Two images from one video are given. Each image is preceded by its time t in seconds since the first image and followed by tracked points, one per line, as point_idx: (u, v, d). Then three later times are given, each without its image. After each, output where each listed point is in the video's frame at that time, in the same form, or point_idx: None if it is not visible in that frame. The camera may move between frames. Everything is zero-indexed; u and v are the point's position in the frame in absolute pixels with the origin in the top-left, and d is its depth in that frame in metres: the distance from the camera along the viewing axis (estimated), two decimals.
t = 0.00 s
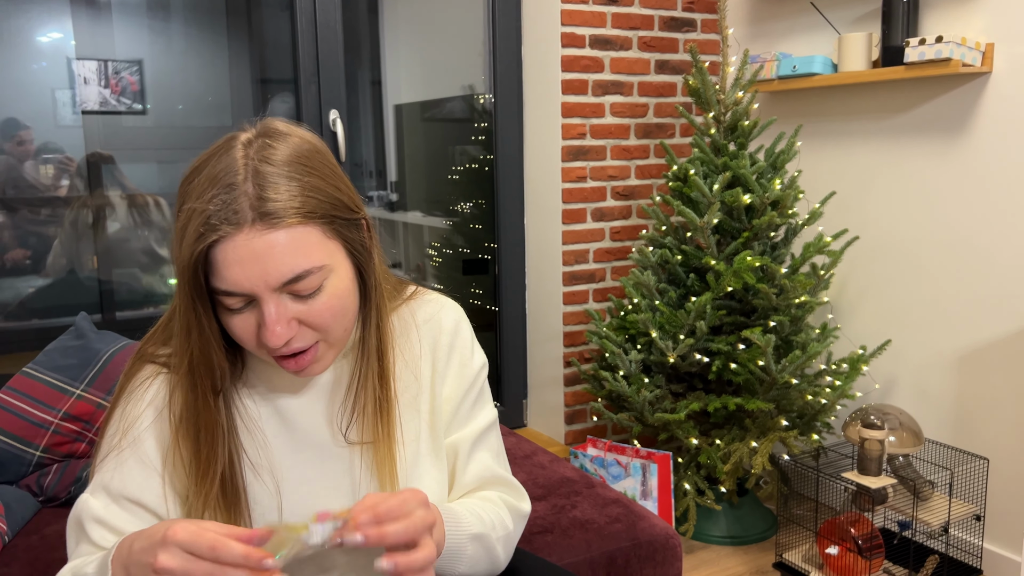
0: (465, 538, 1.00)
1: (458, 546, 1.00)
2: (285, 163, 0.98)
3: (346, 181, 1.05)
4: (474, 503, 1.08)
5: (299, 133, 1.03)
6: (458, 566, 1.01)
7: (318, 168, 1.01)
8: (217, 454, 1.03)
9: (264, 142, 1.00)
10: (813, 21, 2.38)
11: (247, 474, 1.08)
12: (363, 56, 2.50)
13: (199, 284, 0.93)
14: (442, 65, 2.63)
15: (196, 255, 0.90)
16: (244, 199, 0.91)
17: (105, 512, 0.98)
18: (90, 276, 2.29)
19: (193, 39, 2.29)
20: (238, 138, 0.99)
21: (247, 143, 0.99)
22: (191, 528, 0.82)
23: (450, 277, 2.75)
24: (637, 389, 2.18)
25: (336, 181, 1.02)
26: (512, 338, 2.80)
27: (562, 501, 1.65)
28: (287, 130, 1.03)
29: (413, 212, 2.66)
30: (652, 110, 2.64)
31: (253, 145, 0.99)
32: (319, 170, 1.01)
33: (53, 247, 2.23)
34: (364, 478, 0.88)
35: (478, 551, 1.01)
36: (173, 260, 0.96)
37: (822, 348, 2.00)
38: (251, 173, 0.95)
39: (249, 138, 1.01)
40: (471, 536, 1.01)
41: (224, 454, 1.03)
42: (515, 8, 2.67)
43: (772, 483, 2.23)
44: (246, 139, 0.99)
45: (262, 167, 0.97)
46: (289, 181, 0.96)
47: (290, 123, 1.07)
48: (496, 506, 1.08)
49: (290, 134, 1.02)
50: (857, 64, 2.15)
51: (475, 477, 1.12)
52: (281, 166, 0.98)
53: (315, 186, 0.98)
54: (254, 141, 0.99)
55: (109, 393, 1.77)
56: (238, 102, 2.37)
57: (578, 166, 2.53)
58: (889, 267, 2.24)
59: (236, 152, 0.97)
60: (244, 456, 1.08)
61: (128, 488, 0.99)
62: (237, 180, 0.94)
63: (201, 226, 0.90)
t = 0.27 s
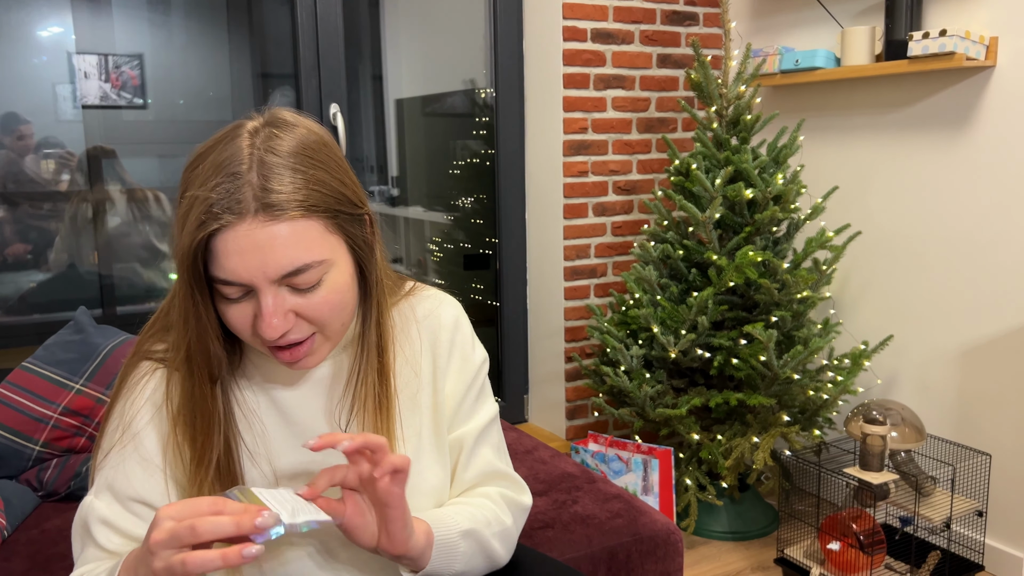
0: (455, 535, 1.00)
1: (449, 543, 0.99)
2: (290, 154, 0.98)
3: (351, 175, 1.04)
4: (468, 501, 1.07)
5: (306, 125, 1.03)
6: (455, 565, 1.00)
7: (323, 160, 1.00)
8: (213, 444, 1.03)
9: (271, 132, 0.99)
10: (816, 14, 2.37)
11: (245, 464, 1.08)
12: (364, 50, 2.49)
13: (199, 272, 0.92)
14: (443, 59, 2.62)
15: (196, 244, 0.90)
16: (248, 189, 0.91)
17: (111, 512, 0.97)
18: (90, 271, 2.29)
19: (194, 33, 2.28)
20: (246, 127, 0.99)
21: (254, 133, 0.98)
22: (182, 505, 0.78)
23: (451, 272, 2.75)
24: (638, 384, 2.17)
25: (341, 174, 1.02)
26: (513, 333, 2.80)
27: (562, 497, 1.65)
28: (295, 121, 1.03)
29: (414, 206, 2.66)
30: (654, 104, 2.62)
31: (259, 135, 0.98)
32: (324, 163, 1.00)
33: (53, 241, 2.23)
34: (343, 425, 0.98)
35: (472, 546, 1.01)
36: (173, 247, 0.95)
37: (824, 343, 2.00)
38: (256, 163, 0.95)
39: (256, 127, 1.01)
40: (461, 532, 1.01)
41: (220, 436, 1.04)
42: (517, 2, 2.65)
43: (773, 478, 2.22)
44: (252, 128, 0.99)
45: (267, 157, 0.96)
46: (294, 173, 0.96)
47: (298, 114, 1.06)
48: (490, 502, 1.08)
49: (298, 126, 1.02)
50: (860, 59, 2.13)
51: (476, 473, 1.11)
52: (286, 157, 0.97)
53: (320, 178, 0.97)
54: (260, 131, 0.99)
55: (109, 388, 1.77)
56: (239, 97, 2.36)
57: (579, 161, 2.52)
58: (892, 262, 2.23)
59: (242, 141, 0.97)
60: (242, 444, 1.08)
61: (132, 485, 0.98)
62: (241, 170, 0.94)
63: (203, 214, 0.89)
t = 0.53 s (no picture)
0: (443, 531, 1.01)
1: (436, 537, 1.00)
2: (291, 155, 0.97)
3: (352, 176, 1.04)
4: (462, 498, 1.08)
5: (307, 126, 1.02)
6: (443, 559, 1.01)
7: (324, 161, 1.00)
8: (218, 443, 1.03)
9: (272, 132, 0.99)
10: (816, 13, 2.37)
11: (250, 463, 1.09)
12: (364, 48, 2.49)
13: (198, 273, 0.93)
14: (444, 57, 2.62)
15: (196, 245, 0.90)
16: (247, 191, 0.91)
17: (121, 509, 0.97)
18: (91, 268, 2.29)
19: (195, 31, 2.28)
20: (247, 128, 0.99)
21: (255, 133, 0.98)
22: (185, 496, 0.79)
23: (452, 270, 2.75)
24: (638, 382, 2.17)
25: (342, 175, 1.01)
26: (513, 331, 2.80)
27: (563, 495, 1.65)
28: (297, 121, 1.02)
29: (415, 204, 2.66)
30: (655, 103, 2.62)
31: (260, 136, 0.98)
32: (325, 163, 1.00)
33: (54, 239, 2.23)
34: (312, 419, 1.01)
35: (459, 542, 1.02)
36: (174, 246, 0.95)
37: (825, 342, 2.00)
38: (256, 165, 0.95)
39: (257, 128, 1.01)
40: (450, 528, 1.01)
41: (224, 435, 1.03)
42: None
43: (773, 476, 2.22)
44: (254, 129, 0.99)
45: (268, 158, 0.96)
46: (294, 174, 0.95)
47: (300, 114, 1.06)
48: (487, 499, 1.08)
49: (299, 126, 1.01)
50: (860, 57, 2.13)
51: (476, 472, 1.11)
52: (287, 158, 0.97)
53: (320, 179, 0.97)
54: (261, 131, 0.99)
55: (110, 385, 1.77)
56: (239, 94, 2.36)
57: (580, 159, 2.52)
58: (892, 260, 2.23)
59: (242, 142, 0.97)
60: (246, 440, 1.09)
61: (143, 484, 0.98)
62: (240, 171, 0.93)
63: (202, 215, 0.89)
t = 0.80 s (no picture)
0: (440, 530, 1.01)
1: (432, 537, 1.00)
2: (288, 157, 0.97)
3: (350, 176, 1.04)
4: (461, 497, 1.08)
5: (304, 126, 1.02)
6: (440, 559, 1.01)
7: (321, 162, 1.00)
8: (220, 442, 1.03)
9: (269, 134, 0.99)
10: (817, 11, 2.37)
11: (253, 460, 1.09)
12: (365, 46, 2.49)
13: (197, 275, 0.93)
14: (445, 55, 2.62)
15: (194, 248, 0.90)
16: (244, 194, 0.91)
17: (126, 505, 0.97)
18: (92, 266, 2.29)
19: (196, 28, 2.28)
20: (243, 130, 0.98)
21: (251, 135, 0.98)
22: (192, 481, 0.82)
23: (452, 268, 2.75)
24: (639, 380, 2.17)
25: (339, 176, 1.01)
26: (514, 329, 2.80)
27: (563, 493, 1.65)
28: (294, 122, 1.02)
29: (416, 203, 2.66)
30: (656, 101, 2.62)
31: (257, 138, 0.98)
32: (322, 164, 1.00)
33: (55, 237, 2.23)
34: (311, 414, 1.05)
35: (456, 541, 1.02)
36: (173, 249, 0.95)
37: (825, 341, 2.00)
38: (253, 167, 0.95)
39: (254, 129, 1.00)
40: (447, 527, 1.01)
41: (226, 435, 1.04)
42: None
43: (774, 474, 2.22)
44: (250, 130, 0.99)
45: (265, 160, 0.96)
46: (291, 176, 0.95)
47: (297, 114, 1.06)
48: (486, 498, 1.08)
49: (296, 127, 1.01)
50: (861, 55, 2.13)
51: (476, 470, 1.12)
52: (284, 160, 0.97)
53: (317, 181, 0.97)
54: (258, 133, 0.98)
55: (112, 383, 1.77)
56: (241, 92, 2.36)
57: (581, 157, 2.52)
58: (893, 259, 2.23)
59: (239, 144, 0.96)
60: (248, 439, 1.09)
61: (149, 481, 0.98)
62: (237, 174, 0.93)
63: (199, 219, 0.89)
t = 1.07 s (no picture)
0: (440, 528, 1.01)
1: (432, 535, 1.01)
2: (287, 158, 0.97)
3: (349, 175, 1.04)
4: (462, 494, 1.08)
5: (303, 126, 1.02)
6: (439, 556, 1.02)
7: (320, 162, 1.00)
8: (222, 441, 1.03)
9: (268, 135, 0.99)
10: (819, 10, 2.37)
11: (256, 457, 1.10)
12: (367, 45, 2.49)
13: (200, 277, 0.93)
14: (447, 54, 2.62)
15: (196, 250, 0.90)
16: (245, 195, 0.91)
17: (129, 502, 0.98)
18: (94, 264, 2.29)
19: (198, 27, 2.28)
20: (241, 132, 0.99)
21: (250, 136, 0.98)
22: (197, 464, 0.83)
23: (453, 267, 2.75)
24: (640, 379, 2.17)
25: (339, 175, 1.01)
26: (515, 328, 2.81)
27: (564, 491, 1.65)
28: (292, 122, 1.02)
29: (417, 201, 2.66)
30: (657, 100, 2.63)
31: (256, 139, 0.98)
32: (322, 164, 1.00)
33: (57, 235, 2.23)
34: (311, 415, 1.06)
35: (456, 539, 1.02)
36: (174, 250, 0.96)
37: (826, 339, 2.00)
38: (253, 169, 0.95)
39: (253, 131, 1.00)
40: (447, 525, 1.02)
41: (229, 433, 1.04)
42: None
43: (775, 473, 2.22)
44: (249, 132, 0.99)
45: (265, 162, 0.96)
46: (291, 177, 0.95)
47: (295, 114, 1.06)
48: (487, 496, 1.08)
49: (294, 128, 1.01)
50: (863, 54, 2.13)
51: (477, 468, 1.12)
52: (283, 161, 0.97)
53: (317, 181, 0.97)
54: (257, 134, 0.99)
55: (114, 381, 1.78)
56: (242, 91, 2.37)
57: (582, 156, 2.52)
58: (894, 258, 2.23)
59: (238, 145, 0.97)
60: (251, 437, 1.09)
61: (151, 477, 0.99)
62: (237, 175, 0.93)
63: (200, 221, 0.90)
